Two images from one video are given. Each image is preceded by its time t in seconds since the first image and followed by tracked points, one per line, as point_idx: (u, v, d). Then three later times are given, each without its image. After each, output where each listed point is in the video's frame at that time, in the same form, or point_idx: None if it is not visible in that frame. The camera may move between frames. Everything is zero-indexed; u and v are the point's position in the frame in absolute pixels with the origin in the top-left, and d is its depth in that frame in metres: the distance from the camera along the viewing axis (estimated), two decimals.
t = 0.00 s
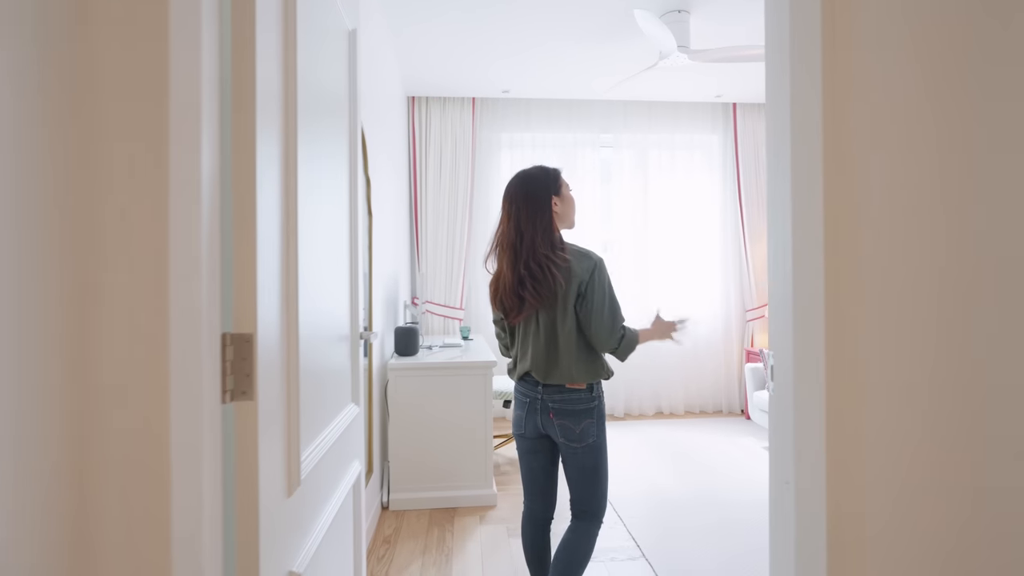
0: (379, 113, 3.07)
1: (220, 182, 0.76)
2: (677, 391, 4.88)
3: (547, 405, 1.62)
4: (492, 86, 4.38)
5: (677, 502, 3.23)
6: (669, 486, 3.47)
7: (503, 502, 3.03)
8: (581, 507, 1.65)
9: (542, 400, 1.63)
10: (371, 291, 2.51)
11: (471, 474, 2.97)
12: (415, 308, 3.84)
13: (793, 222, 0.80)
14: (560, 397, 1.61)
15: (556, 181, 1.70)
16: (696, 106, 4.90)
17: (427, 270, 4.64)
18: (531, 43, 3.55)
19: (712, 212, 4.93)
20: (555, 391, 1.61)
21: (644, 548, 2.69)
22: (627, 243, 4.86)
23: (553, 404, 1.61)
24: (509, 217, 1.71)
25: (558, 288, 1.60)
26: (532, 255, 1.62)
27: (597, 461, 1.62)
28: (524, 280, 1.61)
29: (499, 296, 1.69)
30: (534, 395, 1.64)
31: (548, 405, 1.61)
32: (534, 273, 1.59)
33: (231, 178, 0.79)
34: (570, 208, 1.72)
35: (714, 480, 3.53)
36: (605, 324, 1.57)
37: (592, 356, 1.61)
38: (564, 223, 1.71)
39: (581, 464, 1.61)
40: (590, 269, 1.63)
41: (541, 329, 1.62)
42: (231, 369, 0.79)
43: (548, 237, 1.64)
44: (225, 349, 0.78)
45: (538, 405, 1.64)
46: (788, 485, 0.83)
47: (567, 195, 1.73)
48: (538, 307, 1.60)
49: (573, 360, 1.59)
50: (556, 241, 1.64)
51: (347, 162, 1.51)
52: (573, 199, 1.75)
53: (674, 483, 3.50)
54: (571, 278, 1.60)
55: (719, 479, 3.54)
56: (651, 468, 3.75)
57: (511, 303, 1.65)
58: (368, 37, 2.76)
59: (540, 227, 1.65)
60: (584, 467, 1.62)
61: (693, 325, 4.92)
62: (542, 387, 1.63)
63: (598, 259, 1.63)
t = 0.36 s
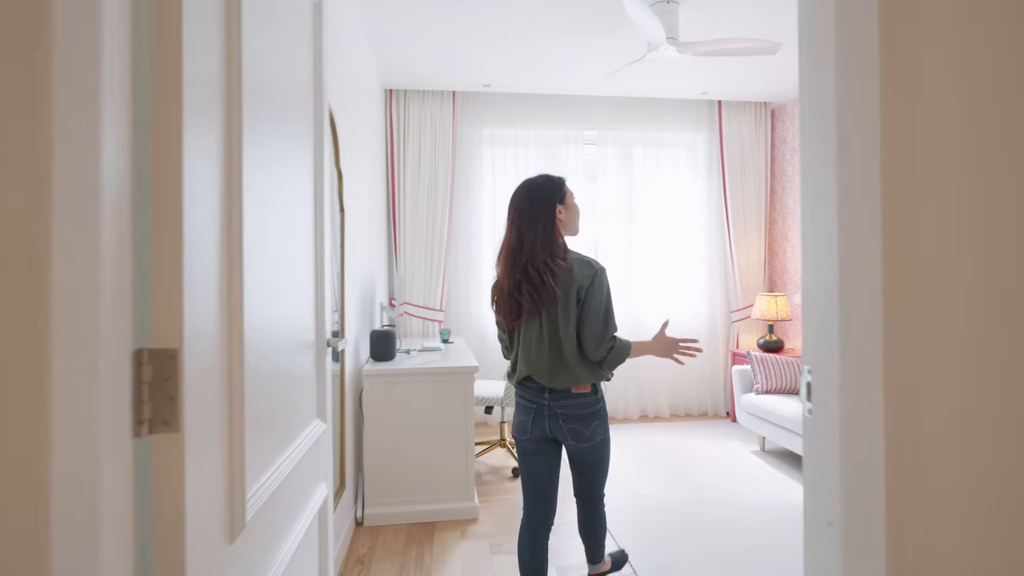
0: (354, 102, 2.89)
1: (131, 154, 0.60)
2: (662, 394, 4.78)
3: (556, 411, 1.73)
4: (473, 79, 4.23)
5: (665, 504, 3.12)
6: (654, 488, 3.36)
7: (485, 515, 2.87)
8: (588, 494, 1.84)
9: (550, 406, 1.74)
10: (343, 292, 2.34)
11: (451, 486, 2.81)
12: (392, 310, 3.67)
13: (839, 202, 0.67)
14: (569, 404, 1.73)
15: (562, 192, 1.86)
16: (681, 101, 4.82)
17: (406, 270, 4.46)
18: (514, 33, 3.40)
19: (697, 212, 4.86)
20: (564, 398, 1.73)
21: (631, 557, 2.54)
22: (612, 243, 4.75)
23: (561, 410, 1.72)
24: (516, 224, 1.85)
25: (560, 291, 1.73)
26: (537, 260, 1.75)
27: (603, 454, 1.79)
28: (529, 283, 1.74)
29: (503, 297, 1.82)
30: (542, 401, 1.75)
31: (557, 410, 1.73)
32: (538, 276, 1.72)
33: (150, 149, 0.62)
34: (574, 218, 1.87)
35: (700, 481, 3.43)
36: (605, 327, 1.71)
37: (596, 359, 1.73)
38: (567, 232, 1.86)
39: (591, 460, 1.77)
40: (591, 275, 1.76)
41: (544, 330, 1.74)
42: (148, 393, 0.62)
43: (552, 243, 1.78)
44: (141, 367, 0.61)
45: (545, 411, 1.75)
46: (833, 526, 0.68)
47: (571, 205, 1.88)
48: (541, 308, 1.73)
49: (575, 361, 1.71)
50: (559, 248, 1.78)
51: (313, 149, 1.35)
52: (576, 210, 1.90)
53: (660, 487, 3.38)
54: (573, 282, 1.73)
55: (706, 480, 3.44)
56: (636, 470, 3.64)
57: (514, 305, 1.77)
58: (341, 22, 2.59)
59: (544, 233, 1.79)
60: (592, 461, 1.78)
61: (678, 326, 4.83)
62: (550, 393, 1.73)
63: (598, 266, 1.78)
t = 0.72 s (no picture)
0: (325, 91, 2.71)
1: None
2: (646, 397, 4.68)
3: (580, 400, 1.73)
4: (452, 72, 4.07)
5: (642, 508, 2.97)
6: (636, 490, 3.26)
7: (466, 529, 2.72)
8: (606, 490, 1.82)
9: (575, 396, 1.75)
10: (312, 293, 2.16)
11: (430, 499, 2.65)
12: (368, 312, 3.49)
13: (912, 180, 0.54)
14: (593, 392, 1.73)
15: (578, 193, 1.83)
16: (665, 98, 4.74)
17: (382, 271, 4.29)
18: (496, 23, 3.25)
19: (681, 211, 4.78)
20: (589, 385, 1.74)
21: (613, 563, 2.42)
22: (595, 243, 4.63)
23: (586, 400, 1.73)
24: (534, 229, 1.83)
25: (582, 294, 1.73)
26: (559, 264, 1.75)
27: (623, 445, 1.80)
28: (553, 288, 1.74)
29: (527, 302, 1.82)
30: (568, 391, 1.75)
31: (581, 400, 1.73)
32: (562, 281, 1.72)
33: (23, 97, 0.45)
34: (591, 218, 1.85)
35: (685, 481, 3.34)
36: (627, 327, 1.73)
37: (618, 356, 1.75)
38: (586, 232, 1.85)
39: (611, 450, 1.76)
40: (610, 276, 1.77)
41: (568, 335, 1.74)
42: (23, 433, 0.45)
43: (572, 246, 1.77)
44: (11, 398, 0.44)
45: (571, 400, 1.75)
46: None
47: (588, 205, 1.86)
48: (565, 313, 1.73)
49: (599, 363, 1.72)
50: (580, 250, 1.77)
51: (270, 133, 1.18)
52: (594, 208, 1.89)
53: (642, 488, 3.29)
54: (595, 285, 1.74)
55: (690, 482, 3.34)
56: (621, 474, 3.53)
57: (538, 310, 1.77)
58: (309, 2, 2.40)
59: (564, 236, 1.78)
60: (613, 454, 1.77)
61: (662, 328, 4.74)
62: (575, 384, 1.75)
63: (617, 266, 1.78)
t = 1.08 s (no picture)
0: (291, 77, 2.54)
1: None
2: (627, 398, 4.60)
3: (574, 394, 1.80)
4: (428, 63, 3.92)
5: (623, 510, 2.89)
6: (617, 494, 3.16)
7: (443, 541, 2.58)
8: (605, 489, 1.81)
9: (570, 390, 1.82)
10: (275, 293, 2.00)
11: (404, 511, 2.51)
12: (338, 313, 3.32)
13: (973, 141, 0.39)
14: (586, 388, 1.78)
15: (592, 193, 1.90)
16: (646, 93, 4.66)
17: (355, 270, 4.12)
18: (474, 11, 3.12)
19: (663, 210, 4.71)
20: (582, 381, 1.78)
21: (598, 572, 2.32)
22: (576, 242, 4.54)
23: (579, 394, 1.79)
24: (545, 225, 1.92)
25: (584, 289, 1.80)
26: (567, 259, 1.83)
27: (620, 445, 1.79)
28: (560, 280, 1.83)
29: (537, 295, 1.93)
30: (564, 385, 1.84)
31: (574, 394, 1.80)
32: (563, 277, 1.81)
33: None
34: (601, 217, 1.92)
35: (669, 484, 3.26)
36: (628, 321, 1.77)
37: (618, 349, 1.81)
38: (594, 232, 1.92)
39: (605, 447, 1.77)
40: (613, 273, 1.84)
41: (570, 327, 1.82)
42: None
43: (579, 242, 1.85)
44: None
45: (567, 395, 1.83)
46: None
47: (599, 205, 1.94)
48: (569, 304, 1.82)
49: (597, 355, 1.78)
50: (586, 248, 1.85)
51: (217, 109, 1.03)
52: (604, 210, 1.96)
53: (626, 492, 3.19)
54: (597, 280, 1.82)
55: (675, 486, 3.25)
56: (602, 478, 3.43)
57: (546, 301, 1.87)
58: None
59: (573, 234, 1.85)
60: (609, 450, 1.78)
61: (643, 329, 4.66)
62: (571, 379, 1.82)
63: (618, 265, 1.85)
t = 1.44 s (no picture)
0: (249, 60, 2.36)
1: None
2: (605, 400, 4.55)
3: (566, 390, 1.90)
4: (400, 54, 3.75)
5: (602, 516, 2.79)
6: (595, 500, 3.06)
7: (414, 556, 2.44)
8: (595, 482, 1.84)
9: (563, 387, 1.92)
10: (229, 292, 1.83)
11: (372, 526, 2.35)
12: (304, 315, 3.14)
13: None
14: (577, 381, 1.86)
15: (592, 199, 1.97)
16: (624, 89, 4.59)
17: (323, 269, 3.93)
18: None
19: (640, 209, 4.65)
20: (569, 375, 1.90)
21: None
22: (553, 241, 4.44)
23: (570, 390, 1.89)
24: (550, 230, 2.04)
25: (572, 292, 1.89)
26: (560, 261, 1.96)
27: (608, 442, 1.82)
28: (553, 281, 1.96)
29: (540, 296, 2.04)
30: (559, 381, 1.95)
31: (567, 389, 1.90)
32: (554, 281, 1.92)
33: None
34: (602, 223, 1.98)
35: (648, 488, 3.18)
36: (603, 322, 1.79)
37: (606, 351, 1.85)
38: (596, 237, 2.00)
39: (596, 442, 1.82)
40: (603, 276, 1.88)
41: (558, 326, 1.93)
42: None
43: (573, 247, 1.94)
44: None
45: (561, 390, 1.94)
46: None
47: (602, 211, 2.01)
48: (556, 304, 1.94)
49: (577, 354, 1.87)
50: (581, 253, 1.94)
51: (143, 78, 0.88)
52: (607, 216, 2.00)
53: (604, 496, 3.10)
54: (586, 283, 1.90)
55: (655, 489, 3.17)
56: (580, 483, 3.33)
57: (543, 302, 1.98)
58: None
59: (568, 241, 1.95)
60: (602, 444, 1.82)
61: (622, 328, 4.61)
62: (565, 375, 1.91)
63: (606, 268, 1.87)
